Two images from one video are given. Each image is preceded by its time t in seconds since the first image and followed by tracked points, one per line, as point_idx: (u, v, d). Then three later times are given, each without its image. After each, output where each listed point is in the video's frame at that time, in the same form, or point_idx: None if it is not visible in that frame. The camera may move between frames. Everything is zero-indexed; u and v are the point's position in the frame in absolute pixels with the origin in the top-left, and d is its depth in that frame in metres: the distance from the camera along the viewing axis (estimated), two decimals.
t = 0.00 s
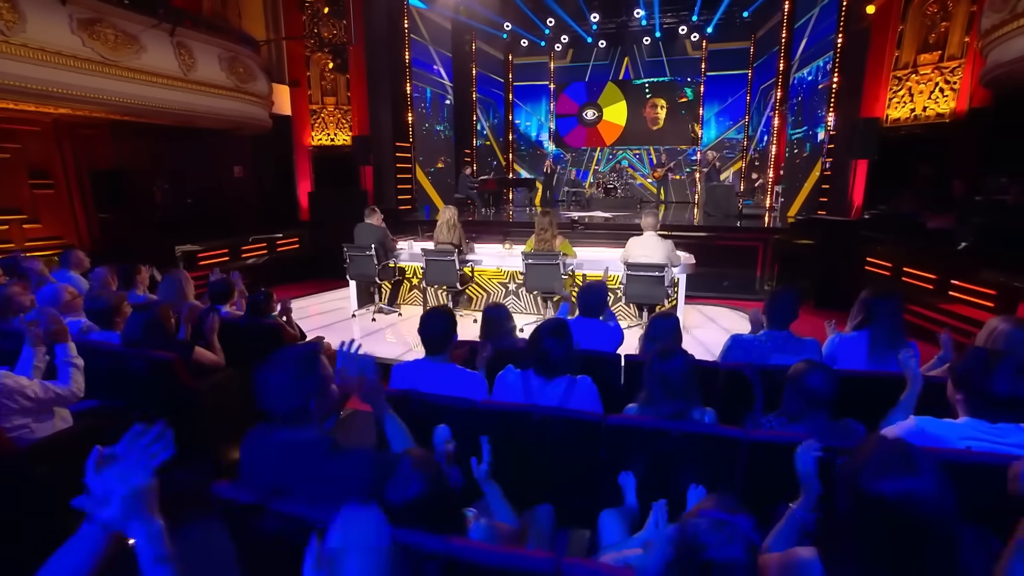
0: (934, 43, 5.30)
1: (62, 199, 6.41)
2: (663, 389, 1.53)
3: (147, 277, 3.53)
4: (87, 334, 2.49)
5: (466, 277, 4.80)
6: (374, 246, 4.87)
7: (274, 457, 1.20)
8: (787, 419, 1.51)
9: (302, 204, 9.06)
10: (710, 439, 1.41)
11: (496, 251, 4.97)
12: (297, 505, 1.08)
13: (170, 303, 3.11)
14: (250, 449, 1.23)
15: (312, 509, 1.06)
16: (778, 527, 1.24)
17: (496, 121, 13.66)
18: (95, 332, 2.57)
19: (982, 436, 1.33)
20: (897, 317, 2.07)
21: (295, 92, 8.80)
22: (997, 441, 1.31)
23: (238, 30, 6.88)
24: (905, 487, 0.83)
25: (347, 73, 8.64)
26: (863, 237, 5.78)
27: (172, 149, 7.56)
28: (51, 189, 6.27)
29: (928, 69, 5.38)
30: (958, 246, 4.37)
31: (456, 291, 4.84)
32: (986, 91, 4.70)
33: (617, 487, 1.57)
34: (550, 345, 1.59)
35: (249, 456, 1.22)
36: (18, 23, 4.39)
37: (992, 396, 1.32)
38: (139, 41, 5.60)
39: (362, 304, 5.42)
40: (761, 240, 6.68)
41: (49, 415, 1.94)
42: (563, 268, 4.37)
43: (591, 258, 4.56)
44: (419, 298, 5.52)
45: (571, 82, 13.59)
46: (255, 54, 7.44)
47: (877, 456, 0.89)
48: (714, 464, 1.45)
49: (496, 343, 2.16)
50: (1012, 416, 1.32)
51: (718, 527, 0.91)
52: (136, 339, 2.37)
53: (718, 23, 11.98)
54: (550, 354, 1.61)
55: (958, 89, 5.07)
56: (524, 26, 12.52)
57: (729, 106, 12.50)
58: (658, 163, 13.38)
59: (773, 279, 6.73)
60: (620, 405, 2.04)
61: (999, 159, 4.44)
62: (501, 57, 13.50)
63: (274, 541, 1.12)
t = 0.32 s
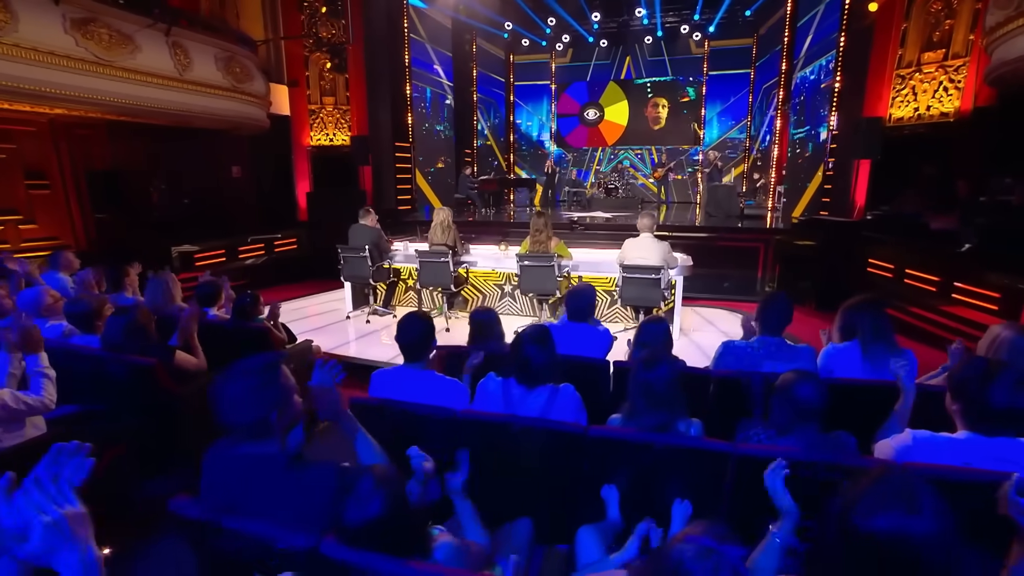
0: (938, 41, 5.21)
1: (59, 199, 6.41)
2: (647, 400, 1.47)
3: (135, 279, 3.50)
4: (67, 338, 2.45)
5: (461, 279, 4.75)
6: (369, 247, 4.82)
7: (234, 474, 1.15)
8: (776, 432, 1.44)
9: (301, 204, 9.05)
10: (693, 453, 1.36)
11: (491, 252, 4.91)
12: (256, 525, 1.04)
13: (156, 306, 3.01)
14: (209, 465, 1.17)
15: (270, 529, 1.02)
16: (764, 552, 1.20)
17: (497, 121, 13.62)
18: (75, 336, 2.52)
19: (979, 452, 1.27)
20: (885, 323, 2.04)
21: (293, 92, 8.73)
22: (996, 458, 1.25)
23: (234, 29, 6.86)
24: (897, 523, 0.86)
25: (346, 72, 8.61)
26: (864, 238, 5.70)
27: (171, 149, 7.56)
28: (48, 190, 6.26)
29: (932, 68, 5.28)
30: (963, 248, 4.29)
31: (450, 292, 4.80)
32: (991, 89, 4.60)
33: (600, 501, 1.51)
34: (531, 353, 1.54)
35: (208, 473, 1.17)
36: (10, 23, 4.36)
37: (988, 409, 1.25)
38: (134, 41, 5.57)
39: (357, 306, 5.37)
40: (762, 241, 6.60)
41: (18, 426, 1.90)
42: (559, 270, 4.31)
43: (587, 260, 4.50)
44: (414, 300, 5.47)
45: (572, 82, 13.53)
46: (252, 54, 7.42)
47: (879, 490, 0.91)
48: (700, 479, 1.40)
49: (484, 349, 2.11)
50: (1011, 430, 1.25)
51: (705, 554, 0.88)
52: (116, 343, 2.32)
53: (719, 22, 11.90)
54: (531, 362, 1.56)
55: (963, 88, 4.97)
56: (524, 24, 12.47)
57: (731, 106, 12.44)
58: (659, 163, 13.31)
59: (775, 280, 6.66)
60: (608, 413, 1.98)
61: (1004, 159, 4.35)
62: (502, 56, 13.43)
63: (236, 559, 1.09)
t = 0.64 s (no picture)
0: (942, 39, 5.13)
1: (55, 200, 6.39)
2: (627, 411, 1.42)
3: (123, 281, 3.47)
4: (46, 341, 2.41)
5: (455, 280, 4.70)
6: (362, 249, 4.78)
7: (187, 490, 1.09)
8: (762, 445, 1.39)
9: (299, 204, 9.03)
10: (674, 468, 1.30)
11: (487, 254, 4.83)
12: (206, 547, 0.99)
13: (142, 308, 2.96)
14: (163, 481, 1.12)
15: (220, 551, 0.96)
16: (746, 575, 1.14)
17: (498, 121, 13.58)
18: (56, 339, 2.49)
19: (975, 469, 1.21)
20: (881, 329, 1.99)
21: (292, 92, 8.69)
22: (995, 474, 1.19)
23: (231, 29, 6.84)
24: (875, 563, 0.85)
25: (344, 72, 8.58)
26: (865, 239, 5.62)
27: (168, 149, 7.54)
28: (44, 190, 6.25)
29: (935, 66, 5.19)
30: (965, 249, 4.21)
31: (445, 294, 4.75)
32: (996, 88, 4.50)
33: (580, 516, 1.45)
34: (506, 361, 1.49)
35: (161, 490, 1.10)
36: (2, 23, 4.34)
37: (986, 422, 1.19)
38: (128, 40, 5.55)
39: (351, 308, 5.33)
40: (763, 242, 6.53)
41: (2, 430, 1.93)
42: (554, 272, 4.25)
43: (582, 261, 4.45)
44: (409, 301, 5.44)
45: (574, 82, 13.47)
46: (249, 54, 7.39)
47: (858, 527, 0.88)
48: (685, 492, 1.34)
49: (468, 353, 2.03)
50: (1009, 446, 1.18)
51: None
52: (96, 348, 2.28)
53: (721, 21, 11.82)
54: (507, 370, 1.51)
55: (967, 86, 4.88)
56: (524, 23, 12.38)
57: (733, 105, 12.33)
58: (661, 162, 13.22)
59: (775, 281, 6.60)
60: (594, 420, 1.93)
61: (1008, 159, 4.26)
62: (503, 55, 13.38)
63: None
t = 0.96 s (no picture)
0: (945, 37, 4.98)
1: (51, 200, 6.41)
2: (604, 422, 1.37)
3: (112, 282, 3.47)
4: (25, 344, 2.38)
5: (450, 281, 4.66)
6: (355, 250, 4.74)
7: (134, 509, 1.04)
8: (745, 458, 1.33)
9: (298, 204, 9.02)
10: (651, 482, 1.26)
11: (482, 255, 4.81)
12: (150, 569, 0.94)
13: (127, 308, 2.93)
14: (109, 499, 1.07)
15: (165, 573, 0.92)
16: None
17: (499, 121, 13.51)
18: (36, 342, 2.45)
19: (967, 485, 1.15)
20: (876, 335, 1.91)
21: (291, 92, 8.66)
22: (988, 492, 1.13)
23: (227, 29, 6.83)
24: None
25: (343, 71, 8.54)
26: (865, 239, 5.56)
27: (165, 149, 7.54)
28: (40, 190, 6.26)
29: (938, 65, 5.05)
30: (968, 251, 4.13)
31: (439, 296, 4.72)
32: (1000, 87, 4.34)
33: (557, 531, 1.40)
34: (479, 367, 1.45)
35: (109, 507, 1.06)
36: None
37: (978, 436, 1.13)
38: (122, 40, 5.52)
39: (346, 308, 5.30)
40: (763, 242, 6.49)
41: None
42: (548, 273, 4.20)
43: (576, 263, 4.40)
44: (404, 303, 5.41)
45: (575, 81, 13.42)
46: (246, 53, 7.37)
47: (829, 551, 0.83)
48: (665, 506, 1.28)
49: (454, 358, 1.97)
50: (1002, 462, 1.13)
51: None
52: (74, 351, 2.25)
53: (723, 20, 11.74)
54: (481, 377, 1.47)
55: (970, 85, 4.70)
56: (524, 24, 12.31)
57: (735, 105, 12.24)
58: (662, 162, 13.15)
59: (775, 282, 6.54)
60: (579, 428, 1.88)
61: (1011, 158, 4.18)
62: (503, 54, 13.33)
63: None
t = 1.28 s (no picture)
0: (948, 35, 4.89)
1: (47, 200, 6.43)
2: (580, 432, 1.32)
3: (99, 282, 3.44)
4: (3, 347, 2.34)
5: (444, 282, 4.62)
6: (349, 251, 4.70)
7: (80, 525, 1.02)
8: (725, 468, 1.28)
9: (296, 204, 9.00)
10: (627, 494, 1.20)
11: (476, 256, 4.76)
12: None
13: (113, 309, 2.90)
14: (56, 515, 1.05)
15: None
16: None
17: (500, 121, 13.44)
18: (15, 345, 2.42)
19: (955, 501, 1.10)
20: (861, 342, 1.87)
21: (289, 92, 8.64)
22: (977, 509, 1.08)
23: (224, 28, 6.81)
24: None
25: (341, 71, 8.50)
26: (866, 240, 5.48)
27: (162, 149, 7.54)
28: (36, 191, 6.28)
29: (941, 63, 4.96)
30: (970, 252, 4.05)
31: (433, 297, 4.68)
32: (1004, 85, 4.25)
33: (533, 543, 1.35)
34: (452, 372, 1.42)
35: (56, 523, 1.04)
36: None
37: (965, 448, 1.07)
38: (117, 39, 5.50)
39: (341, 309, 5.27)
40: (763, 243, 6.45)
41: None
42: (542, 274, 4.15)
43: (570, 263, 4.35)
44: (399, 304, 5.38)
45: (576, 81, 13.36)
46: (243, 53, 7.34)
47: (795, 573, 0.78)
48: (643, 519, 1.23)
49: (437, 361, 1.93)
50: (992, 476, 1.07)
51: None
52: (52, 354, 2.21)
53: (724, 19, 11.65)
54: (454, 383, 1.44)
55: (974, 83, 4.61)
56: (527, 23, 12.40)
57: (737, 104, 12.16)
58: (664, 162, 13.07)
59: (776, 283, 6.49)
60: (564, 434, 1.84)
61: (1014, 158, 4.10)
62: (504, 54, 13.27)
63: None
